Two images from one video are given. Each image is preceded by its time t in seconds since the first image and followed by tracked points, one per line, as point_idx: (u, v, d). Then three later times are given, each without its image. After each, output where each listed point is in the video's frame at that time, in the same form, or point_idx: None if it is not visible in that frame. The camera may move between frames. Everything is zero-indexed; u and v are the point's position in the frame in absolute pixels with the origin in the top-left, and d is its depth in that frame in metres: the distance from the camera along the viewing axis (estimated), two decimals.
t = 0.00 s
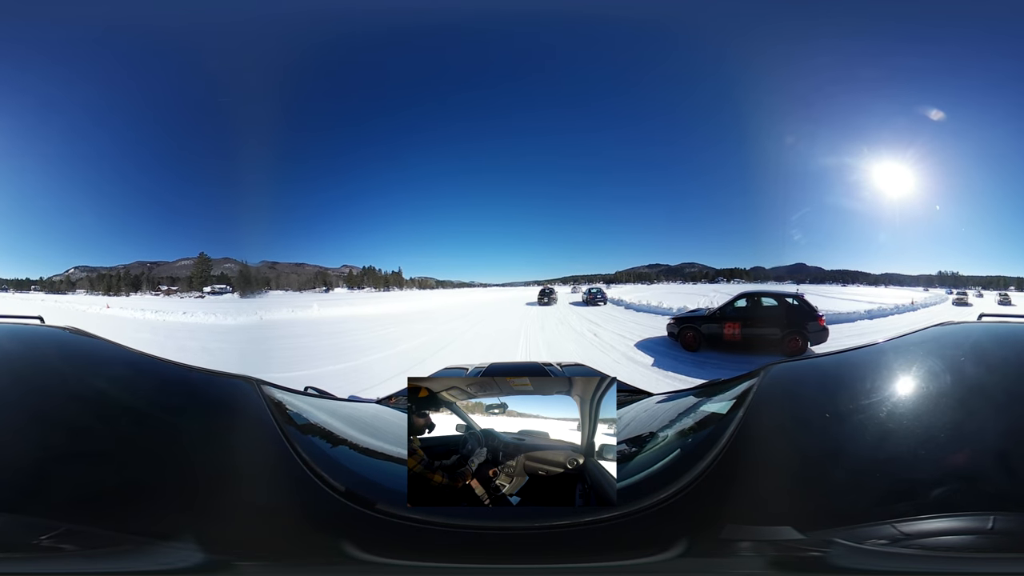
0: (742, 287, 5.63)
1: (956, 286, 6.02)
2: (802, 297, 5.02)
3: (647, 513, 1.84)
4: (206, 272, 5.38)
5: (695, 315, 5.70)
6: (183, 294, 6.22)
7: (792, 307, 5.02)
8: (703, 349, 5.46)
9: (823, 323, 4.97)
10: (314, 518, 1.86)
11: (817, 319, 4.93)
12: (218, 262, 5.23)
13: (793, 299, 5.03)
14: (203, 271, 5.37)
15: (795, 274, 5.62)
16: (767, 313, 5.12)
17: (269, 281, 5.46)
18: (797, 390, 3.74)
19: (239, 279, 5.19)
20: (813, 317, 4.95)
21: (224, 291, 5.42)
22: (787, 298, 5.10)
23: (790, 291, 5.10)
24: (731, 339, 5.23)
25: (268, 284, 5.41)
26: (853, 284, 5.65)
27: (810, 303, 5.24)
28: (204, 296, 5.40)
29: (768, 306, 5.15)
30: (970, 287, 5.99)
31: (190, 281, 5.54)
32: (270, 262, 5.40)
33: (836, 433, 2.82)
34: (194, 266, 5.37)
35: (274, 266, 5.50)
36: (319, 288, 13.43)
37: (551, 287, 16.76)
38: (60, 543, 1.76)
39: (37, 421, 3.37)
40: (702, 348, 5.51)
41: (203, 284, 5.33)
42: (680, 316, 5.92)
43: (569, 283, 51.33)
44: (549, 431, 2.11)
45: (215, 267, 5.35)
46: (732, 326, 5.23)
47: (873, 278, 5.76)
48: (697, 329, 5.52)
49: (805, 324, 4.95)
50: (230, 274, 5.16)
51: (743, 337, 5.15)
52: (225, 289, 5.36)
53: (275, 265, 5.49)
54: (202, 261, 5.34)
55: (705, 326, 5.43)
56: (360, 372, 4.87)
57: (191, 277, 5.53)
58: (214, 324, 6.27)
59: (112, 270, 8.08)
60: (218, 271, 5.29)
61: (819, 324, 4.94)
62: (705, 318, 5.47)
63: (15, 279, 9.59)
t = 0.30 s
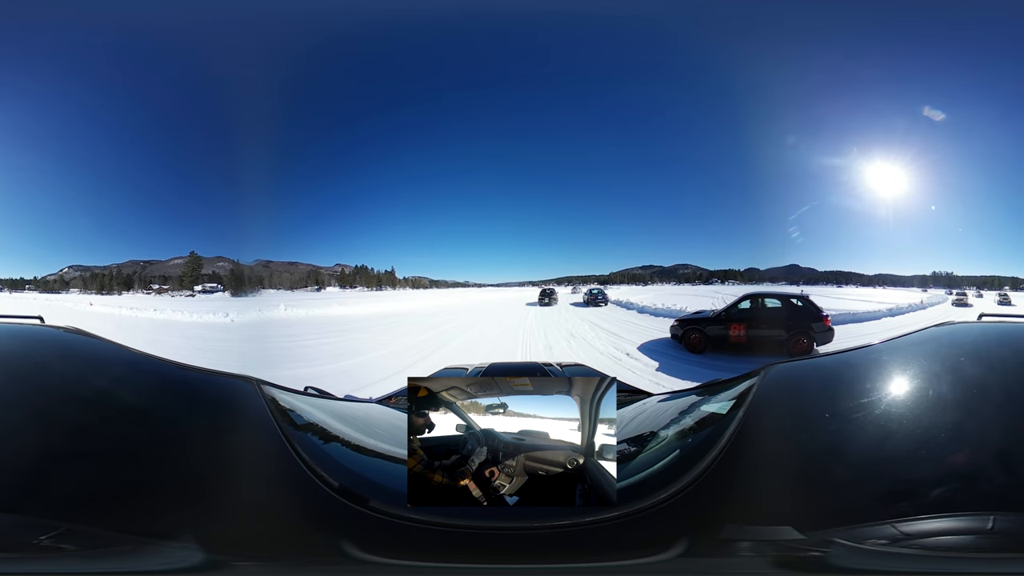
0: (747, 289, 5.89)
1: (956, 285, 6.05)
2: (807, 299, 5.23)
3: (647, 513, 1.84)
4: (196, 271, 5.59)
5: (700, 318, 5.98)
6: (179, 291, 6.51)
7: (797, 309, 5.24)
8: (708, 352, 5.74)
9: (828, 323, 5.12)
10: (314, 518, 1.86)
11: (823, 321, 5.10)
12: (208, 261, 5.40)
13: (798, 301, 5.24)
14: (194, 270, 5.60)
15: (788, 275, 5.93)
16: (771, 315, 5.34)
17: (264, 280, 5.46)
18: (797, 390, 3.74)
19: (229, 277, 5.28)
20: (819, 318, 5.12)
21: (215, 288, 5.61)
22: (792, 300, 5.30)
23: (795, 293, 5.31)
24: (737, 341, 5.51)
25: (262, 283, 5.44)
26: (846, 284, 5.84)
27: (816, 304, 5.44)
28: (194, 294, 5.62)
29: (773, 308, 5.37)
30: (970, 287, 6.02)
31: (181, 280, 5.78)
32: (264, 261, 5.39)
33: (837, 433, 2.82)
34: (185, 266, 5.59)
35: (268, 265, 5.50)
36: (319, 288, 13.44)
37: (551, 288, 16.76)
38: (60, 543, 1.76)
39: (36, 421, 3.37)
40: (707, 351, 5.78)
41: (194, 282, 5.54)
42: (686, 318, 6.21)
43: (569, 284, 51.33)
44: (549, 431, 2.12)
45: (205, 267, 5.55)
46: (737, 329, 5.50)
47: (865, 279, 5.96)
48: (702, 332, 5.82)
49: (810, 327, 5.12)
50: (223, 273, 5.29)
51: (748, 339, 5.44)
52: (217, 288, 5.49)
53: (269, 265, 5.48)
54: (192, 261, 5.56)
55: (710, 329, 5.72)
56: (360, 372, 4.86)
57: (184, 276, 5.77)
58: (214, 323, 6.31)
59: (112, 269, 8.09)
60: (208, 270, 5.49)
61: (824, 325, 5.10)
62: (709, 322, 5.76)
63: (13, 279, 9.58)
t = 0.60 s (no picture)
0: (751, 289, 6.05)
1: (955, 285, 6.07)
2: (811, 299, 5.39)
3: (647, 512, 1.84)
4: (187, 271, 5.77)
5: (703, 319, 6.04)
6: (168, 290, 6.67)
7: (802, 309, 5.39)
8: (712, 353, 5.82)
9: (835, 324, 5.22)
10: (314, 518, 1.86)
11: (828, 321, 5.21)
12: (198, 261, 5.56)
13: (802, 301, 5.41)
14: (185, 270, 5.79)
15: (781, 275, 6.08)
16: (778, 314, 5.46)
17: (257, 280, 5.41)
18: (797, 390, 3.74)
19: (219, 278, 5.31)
20: (824, 317, 5.26)
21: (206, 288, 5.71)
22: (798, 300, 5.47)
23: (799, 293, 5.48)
24: (741, 341, 5.59)
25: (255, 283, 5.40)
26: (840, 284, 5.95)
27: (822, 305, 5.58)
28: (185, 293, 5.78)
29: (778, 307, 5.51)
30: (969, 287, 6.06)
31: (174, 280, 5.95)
32: (258, 261, 5.39)
33: (837, 433, 2.82)
34: (176, 266, 5.77)
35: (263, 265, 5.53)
36: (319, 289, 13.43)
37: (552, 288, 16.78)
38: (60, 543, 1.76)
39: (36, 421, 3.37)
40: (711, 352, 5.84)
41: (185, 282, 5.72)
42: (689, 318, 6.24)
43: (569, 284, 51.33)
44: (549, 431, 2.12)
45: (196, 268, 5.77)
46: (742, 329, 5.59)
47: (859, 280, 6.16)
48: (707, 333, 5.88)
49: (816, 326, 5.22)
50: (215, 273, 5.36)
51: (752, 339, 5.53)
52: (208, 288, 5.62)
53: (263, 265, 5.48)
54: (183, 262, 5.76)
55: (714, 330, 5.78)
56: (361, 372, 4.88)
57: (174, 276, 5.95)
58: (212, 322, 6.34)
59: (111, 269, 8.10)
60: (200, 271, 5.68)
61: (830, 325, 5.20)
62: (714, 323, 5.85)
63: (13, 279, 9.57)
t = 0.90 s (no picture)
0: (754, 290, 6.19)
1: (955, 285, 6.10)
2: (815, 299, 5.46)
3: (647, 512, 1.84)
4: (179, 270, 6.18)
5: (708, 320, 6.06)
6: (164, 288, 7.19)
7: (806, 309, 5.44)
8: (717, 353, 5.84)
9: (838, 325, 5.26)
10: (314, 518, 1.85)
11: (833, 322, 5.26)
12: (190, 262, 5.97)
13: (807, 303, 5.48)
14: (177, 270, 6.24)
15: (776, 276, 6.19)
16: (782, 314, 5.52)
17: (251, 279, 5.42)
18: (798, 390, 3.74)
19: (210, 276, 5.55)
20: (828, 318, 5.34)
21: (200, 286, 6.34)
22: (801, 300, 5.55)
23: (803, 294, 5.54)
24: (745, 341, 5.64)
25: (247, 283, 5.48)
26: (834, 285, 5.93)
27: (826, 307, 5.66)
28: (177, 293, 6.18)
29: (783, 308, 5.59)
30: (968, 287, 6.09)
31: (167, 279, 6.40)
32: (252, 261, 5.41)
33: (837, 433, 2.82)
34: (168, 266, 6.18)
35: (256, 263, 5.51)
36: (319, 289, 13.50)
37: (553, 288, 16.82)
38: (60, 543, 1.76)
39: (36, 421, 3.37)
40: (716, 352, 5.85)
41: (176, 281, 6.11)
42: (694, 318, 6.24)
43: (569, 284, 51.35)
44: (549, 431, 2.14)
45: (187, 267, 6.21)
46: (746, 330, 5.63)
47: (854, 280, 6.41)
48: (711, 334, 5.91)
49: (820, 327, 5.25)
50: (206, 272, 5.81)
51: (755, 340, 5.58)
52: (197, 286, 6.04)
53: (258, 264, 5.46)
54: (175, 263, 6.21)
55: (718, 330, 5.81)
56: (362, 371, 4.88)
57: (165, 276, 6.39)
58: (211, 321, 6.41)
59: (104, 270, 8.42)
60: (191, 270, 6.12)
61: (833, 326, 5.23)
62: (718, 324, 5.88)
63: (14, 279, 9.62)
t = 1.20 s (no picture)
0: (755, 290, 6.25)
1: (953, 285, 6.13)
2: (817, 300, 5.51)
3: (647, 512, 1.83)
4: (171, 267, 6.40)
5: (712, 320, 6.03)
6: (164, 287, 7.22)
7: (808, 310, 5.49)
8: (720, 353, 5.79)
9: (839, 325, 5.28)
10: (314, 518, 1.85)
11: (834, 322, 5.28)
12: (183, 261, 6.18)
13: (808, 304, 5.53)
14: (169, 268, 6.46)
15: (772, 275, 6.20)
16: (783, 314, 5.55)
17: (245, 278, 5.45)
18: (797, 390, 3.74)
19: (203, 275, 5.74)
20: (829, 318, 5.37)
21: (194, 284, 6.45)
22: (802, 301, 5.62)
23: (805, 295, 5.60)
24: (748, 342, 5.64)
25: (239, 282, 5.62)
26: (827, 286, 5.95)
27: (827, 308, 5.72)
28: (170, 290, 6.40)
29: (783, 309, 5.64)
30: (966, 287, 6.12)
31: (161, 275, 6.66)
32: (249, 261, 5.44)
33: (836, 433, 2.82)
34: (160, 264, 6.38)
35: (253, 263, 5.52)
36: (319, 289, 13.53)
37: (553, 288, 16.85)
38: (60, 543, 1.76)
39: (36, 421, 3.37)
40: (719, 352, 5.77)
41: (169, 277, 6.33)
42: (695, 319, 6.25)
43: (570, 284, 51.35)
44: (549, 431, 2.21)
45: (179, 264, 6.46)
46: (749, 330, 5.63)
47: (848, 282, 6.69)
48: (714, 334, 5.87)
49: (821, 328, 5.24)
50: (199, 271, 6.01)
51: (758, 340, 5.59)
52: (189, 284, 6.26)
53: (254, 265, 5.47)
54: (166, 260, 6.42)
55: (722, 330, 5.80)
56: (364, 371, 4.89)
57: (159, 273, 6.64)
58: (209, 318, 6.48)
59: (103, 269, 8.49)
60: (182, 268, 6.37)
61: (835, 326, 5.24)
62: (722, 325, 5.87)
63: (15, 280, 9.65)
